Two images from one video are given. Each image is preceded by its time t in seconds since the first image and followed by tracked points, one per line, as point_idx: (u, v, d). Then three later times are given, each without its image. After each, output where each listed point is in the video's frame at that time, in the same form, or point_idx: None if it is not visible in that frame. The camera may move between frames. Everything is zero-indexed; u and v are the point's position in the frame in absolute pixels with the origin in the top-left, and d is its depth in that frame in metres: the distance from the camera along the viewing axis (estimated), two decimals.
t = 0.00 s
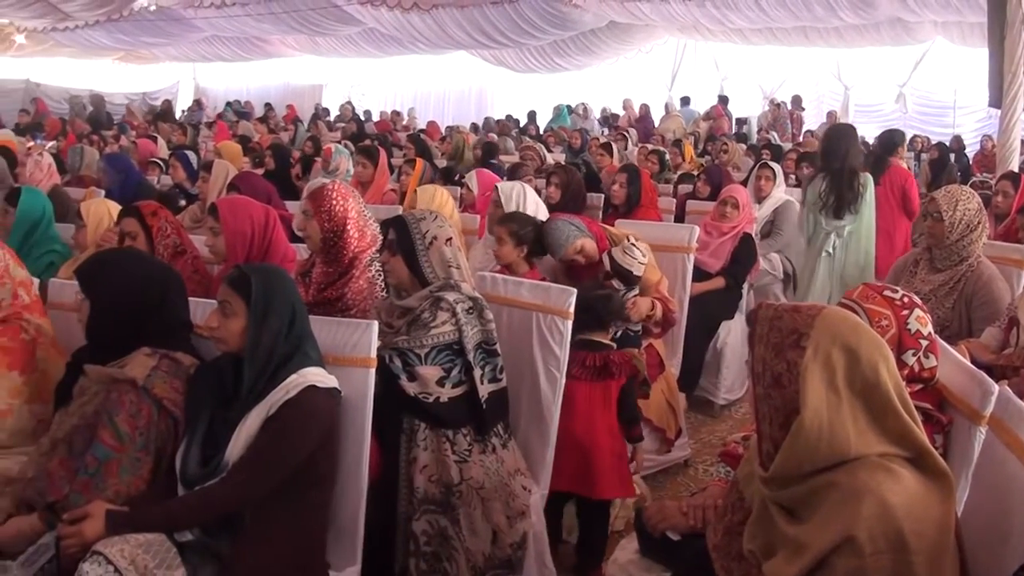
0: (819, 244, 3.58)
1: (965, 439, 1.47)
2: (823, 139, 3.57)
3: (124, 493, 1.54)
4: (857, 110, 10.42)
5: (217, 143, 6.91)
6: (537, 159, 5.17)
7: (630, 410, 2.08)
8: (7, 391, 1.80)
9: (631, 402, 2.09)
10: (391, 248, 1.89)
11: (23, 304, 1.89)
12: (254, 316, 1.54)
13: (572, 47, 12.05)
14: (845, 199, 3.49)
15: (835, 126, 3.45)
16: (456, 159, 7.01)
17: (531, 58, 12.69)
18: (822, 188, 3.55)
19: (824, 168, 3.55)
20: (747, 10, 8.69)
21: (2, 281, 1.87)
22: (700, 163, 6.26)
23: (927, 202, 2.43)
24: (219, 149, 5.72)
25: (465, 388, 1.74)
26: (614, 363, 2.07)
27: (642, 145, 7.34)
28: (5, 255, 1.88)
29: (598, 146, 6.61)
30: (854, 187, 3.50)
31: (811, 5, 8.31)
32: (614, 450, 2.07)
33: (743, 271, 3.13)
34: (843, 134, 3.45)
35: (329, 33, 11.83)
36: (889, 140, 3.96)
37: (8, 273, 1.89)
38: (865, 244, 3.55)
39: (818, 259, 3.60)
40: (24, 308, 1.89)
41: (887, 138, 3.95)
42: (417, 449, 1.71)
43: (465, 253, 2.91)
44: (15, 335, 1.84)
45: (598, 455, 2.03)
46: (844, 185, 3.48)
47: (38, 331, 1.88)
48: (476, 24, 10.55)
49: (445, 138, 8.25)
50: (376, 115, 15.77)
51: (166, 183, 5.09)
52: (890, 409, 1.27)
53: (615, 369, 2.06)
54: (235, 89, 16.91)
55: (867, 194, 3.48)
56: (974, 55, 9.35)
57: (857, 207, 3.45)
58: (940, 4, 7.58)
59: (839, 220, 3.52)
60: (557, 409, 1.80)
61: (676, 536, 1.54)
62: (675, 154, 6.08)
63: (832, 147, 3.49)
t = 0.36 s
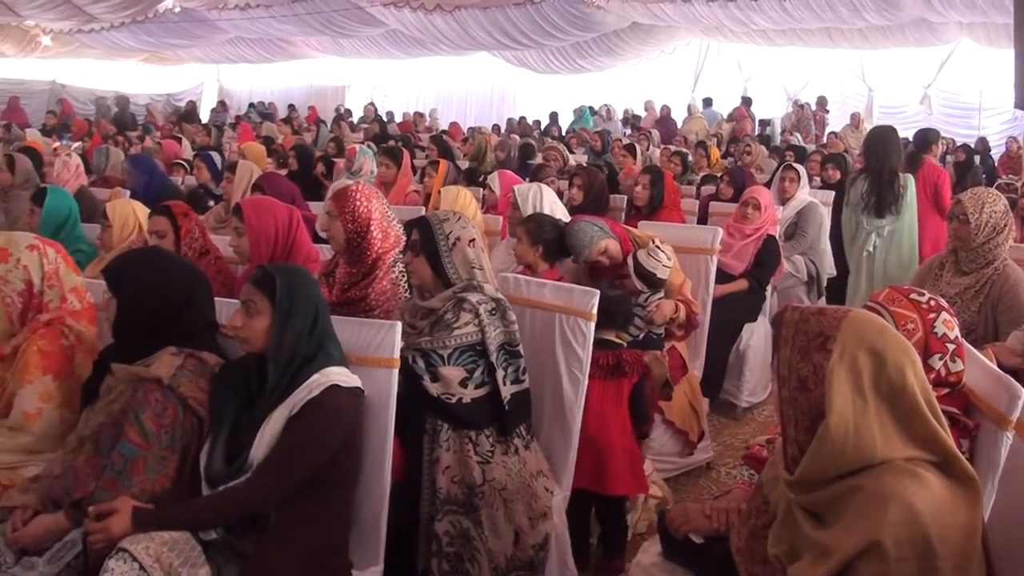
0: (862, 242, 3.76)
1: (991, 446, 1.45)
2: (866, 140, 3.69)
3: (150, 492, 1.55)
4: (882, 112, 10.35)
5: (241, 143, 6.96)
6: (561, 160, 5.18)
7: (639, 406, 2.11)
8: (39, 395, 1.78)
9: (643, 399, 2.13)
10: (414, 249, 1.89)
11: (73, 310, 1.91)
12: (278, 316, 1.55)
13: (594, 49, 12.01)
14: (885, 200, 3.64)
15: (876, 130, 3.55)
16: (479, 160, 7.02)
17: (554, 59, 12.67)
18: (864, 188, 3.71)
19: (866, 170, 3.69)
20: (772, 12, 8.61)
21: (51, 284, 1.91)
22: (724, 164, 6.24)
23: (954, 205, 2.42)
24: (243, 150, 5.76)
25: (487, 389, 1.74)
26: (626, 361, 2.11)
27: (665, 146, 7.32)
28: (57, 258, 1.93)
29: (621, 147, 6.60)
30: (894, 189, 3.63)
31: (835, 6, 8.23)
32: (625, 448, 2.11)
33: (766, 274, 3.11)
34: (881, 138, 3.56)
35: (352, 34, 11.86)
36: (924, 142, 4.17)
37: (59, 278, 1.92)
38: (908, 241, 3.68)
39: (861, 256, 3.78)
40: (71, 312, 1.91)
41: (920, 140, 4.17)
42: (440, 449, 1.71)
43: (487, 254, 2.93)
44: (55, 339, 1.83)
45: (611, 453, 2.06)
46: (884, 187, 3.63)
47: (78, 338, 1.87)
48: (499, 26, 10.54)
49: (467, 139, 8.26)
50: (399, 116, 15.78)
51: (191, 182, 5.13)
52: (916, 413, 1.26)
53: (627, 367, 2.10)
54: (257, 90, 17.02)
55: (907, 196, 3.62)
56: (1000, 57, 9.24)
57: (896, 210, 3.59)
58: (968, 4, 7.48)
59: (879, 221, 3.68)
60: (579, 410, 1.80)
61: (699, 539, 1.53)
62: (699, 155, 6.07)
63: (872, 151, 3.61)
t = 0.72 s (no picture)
0: (896, 238, 3.97)
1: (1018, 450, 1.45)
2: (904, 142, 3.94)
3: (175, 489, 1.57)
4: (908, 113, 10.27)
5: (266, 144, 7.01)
6: (587, 162, 5.18)
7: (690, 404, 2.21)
8: (79, 392, 1.79)
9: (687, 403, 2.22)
10: (438, 249, 1.90)
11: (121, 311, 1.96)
12: (300, 314, 1.55)
13: (618, 50, 11.98)
14: (921, 198, 3.87)
15: (913, 131, 3.81)
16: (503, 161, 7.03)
17: (577, 60, 12.64)
18: (901, 186, 3.95)
19: (903, 170, 3.93)
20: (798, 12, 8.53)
21: (100, 283, 1.96)
22: (749, 166, 6.20)
23: (980, 206, 2.38)
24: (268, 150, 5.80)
25: (510, 389, 1.75)
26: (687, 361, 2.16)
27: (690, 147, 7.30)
28: (108, 257, 1.98)
29: (645, 147, 6.59)
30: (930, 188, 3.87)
31: (860, 6, 8.16)
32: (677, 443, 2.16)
33: (791, 275, 3.09)
34: (920, 139, 3.81)
35: (376, 35, 11.89)
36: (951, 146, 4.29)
37: (108, 276, 1.97)
38: (941, 239, 3.90)
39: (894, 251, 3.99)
40: (119, 314, 1.95)
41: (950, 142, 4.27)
42: (463, 450, 1.72)
43: (510, 255, 2.93)
44: (104, 340, 1.86)
45: (679, 451, 2.11)
46: (921, 185, 3.87)
47: (126, 340, 1.89)
48: (522, 26, 10.54)
49: (490, 139, 8.27)
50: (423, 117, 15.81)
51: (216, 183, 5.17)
52: (944, 416, 1.25)
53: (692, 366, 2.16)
54: (280, 91, 17.13)
55: (942, 195, 3.85)
56: None
57: (932, 206, 3.82)
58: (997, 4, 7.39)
59: (915, 217, 3.91)
60: (602, 411, 1.79)
61: (722, 541, 1.52)
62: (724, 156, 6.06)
63: (910, 151, 3.86)
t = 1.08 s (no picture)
0: (932, 235, 4.12)
1: None
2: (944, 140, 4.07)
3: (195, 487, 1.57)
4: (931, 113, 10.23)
5: (288, 144, 7.05)
6: (609, 162, 5.18)
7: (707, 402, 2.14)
8: (104, 390, 1.81)
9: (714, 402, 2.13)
10: (459, 249, 1.90)
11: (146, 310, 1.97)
12: (320, 312, 1.55)
13: (639, 49, 11.94)
14: (956, 194, 4.00)
15: (950, 130, 3.93)
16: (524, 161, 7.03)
17: (598, 60, 12.62)
18: (939, 184, 4.09)
19: (941, 167, 4.07)
20: (821, 12, 8.48)
21: (125, 282, 1.98)
22: (771, 166, 6.18)
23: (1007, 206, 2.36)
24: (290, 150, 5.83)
25: (531, 389, 1.75)
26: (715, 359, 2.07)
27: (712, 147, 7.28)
28: (134, 256, 1.99)
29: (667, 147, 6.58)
30: (966, 185, 3.99)
31: (884, 6, 8.10)
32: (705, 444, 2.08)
33: (814, 276, 3.07)
34: (956, 138, 3.93)
35: (398, 35, 11.92)
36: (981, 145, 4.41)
37: (134, 275, 1.99)
38: (976, 235, 4.01)
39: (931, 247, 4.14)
40: (143, 313, 1.96)
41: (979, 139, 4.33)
42: (483, 449, 1.72)
43: (533, 255, 2.93)
44: (128, 339, 1.87)
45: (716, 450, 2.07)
46: (957, 182, 3.99)
47: (151, 339, 1.91)
48: (544, 27, 10.54)
49: (512, 139, 8.27)
50: (444, 117, 15.84)
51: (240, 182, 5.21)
52: (968, 418, 1.23)
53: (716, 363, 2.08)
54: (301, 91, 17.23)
55: (977, 192, 3.96)
56: None
57: (965, 203, 3.94)
58: None
59: (950, 214, 4.04)
60: (623, 411, 1.79)
61: (743, 543, 1.51)
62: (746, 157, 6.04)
63: (948, 149, 3.98)
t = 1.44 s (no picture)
0: (979, 240, 4.15)
1: None
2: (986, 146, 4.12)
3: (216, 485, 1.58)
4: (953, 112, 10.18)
5: (309, 144, 7.08)
6: (630, 162, 5.17)
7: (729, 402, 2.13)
8: (129, 388, 1.83)
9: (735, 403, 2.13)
10: (480, 249, 1.91)
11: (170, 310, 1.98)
12: (344, 312, 1.55)
13: (659, 49, 11.90)
14: (1006, 199, 4.06)
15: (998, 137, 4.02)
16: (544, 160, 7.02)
17: (618, 60, 12.60)
18: (984, 189, 4.13)
19: (986, 172, 4.11)
20: (843, 11, 8.43)
21: (150, 282, 1.99)
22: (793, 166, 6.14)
23: None
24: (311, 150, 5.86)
25: (551, 389, 1.75)
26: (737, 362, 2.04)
27: (732, 147, 7.26)
28: (159, 256, 2.01)
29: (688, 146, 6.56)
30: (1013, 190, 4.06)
31: (907, 5, 8.04)
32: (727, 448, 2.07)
33: (835, 277, 3.06)
34: (1005, 144, 4.02)
35: (418, 34, 11.95)
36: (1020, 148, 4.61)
37: (159, 275, 2.00)
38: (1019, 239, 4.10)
39: (977, 249, 4.16)
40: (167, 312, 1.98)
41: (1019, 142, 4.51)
42: (503, 448, 1.72)
43: (553, 255, 2.93)
44: (153, 338, 1.89)
45: (738, 453, 2.07)
46: (1005, 187, 4.05)
47: (175, 338, 1.92)
48: (564, 26, 10.53)
49: (532, 139, 8.28)
50: (463, 116, 15.86)
51: (261, 181, 5.24)
52: (993, 421, 1.22)
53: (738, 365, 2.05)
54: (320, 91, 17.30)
55: None
56: None
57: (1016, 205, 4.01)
58: None
59: (999, 219, 4.08)
60: (643, 410, 1.79)
61: (765, 545, 1.50)
62: (767, 157, 6.01)
63: (996, 154, 4.05)
